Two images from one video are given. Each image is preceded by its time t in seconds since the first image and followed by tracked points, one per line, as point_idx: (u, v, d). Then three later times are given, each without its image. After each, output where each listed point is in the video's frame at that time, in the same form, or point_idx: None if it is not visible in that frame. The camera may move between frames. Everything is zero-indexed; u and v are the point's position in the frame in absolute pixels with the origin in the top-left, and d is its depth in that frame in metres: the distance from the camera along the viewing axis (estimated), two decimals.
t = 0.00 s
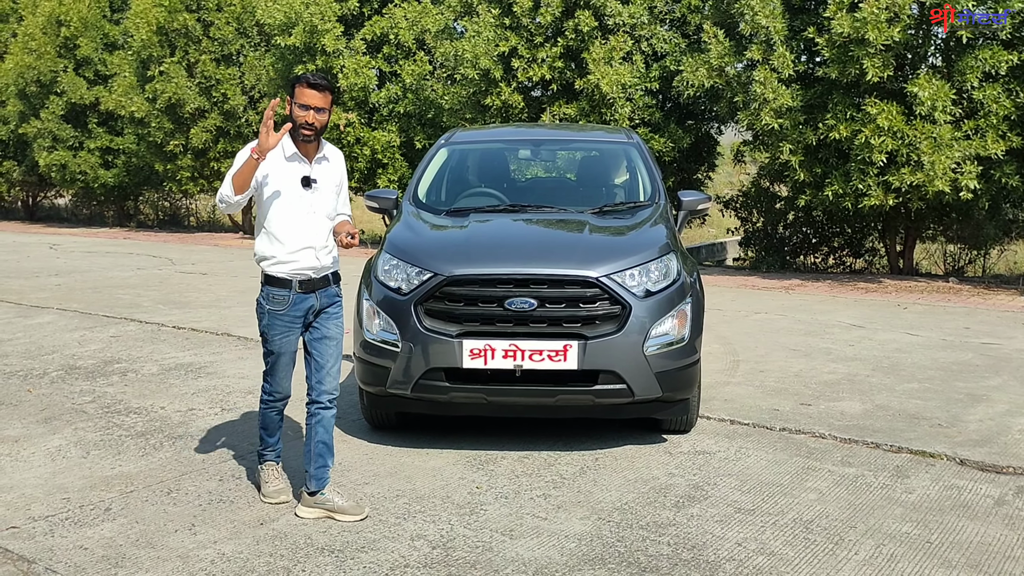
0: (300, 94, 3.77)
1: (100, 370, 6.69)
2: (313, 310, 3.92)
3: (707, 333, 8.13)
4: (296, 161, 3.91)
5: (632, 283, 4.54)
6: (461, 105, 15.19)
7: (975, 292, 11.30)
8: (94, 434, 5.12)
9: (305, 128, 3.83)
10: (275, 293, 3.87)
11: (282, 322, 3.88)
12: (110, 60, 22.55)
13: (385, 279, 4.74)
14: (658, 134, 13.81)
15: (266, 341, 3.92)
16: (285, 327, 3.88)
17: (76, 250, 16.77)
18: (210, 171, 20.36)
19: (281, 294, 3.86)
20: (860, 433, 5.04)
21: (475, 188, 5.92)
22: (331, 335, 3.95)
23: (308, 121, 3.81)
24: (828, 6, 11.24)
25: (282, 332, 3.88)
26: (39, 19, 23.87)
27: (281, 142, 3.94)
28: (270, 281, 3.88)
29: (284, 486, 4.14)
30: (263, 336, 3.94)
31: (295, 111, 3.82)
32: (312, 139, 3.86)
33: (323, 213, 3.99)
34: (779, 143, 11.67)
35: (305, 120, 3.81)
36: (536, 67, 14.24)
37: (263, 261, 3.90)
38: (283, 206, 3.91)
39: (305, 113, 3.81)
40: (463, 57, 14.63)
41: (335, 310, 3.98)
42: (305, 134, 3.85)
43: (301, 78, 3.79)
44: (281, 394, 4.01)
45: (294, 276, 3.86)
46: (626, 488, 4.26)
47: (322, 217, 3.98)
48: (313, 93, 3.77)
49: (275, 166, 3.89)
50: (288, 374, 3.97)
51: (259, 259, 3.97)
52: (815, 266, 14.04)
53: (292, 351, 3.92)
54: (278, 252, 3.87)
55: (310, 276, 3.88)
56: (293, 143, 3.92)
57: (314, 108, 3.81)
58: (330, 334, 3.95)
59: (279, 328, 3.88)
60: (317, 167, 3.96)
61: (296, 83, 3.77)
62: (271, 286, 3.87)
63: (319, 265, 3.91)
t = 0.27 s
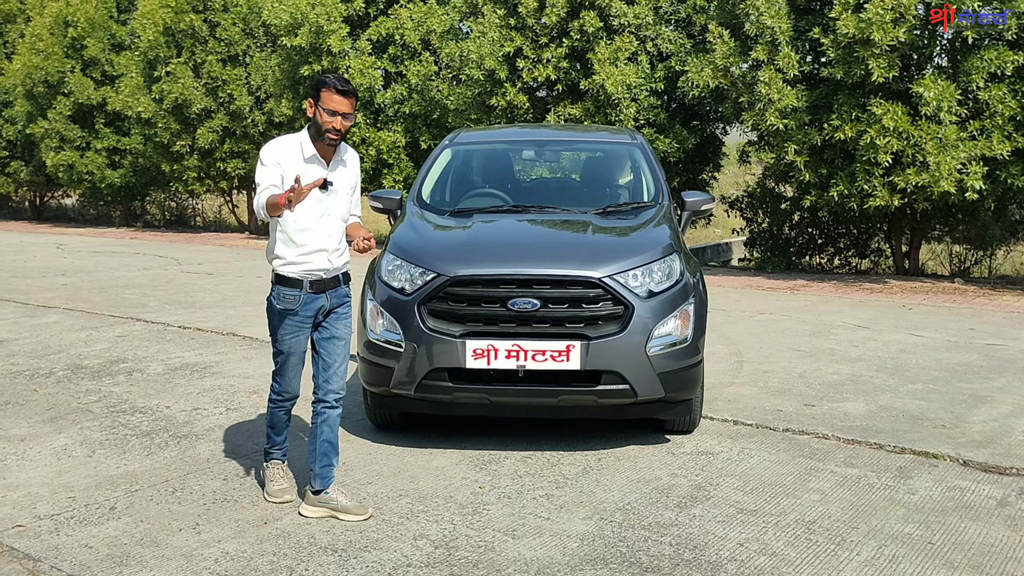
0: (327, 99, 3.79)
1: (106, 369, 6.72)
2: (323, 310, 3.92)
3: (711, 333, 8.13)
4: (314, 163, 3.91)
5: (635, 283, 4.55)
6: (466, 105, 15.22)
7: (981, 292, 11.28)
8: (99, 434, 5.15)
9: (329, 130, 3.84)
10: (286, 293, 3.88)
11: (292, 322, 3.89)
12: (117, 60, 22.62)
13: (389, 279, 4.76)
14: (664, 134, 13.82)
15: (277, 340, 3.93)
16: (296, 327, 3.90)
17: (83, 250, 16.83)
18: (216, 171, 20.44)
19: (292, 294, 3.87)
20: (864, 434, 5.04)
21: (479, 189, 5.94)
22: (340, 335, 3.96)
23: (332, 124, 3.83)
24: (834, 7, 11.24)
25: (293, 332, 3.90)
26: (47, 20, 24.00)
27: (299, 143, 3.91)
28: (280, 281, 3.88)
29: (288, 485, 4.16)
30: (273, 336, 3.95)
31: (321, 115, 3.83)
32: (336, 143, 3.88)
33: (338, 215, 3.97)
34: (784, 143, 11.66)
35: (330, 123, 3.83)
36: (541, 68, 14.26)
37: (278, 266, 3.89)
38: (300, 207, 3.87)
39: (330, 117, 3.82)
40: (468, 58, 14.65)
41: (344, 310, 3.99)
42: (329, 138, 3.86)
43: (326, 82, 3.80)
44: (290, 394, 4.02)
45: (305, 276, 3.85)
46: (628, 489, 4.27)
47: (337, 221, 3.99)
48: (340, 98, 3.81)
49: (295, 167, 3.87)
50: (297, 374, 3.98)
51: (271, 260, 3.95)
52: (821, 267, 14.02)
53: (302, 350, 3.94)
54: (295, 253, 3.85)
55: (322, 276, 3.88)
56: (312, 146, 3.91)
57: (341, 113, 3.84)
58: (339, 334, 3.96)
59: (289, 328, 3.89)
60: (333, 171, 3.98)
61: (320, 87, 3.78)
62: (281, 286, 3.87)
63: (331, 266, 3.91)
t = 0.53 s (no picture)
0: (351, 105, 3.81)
1: (113, 369, 6.75)
2: (330, 312, 3.93)
3: (717, 334, 8.13)
4: (325, 166, 3.88)
5: (639, 284, 4.55)
6: (472, 105, 15.25)
7: (988, 293, 11.25)
8: (105, 434, 5.17)
9: (348, 137, 3.85)
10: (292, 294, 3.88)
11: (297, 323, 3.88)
12: (124, 61, 22.69)
13: (393, 279, 4.77)
14: (669, 135, 13.82)
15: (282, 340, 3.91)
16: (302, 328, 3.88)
17: (91, 250, 16.91)
18: (223, 172, 20.51)
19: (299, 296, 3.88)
20: (868, 435, 5.04)
21: (484, 189, 5.94)
22: (346, 336, 3.96)
23: (356, 132, 3.84)
24: (840, 6, 11.22)
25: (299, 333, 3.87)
26: (55, 21, 24.12)
27: (309, 146, 3.84)
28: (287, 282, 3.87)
29: (293, 485, 4.17)
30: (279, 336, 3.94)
31: (346, 122, 3.83)
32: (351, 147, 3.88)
33: (344, 212, 4.02)
34: (790, 144, 11.65)
35: (351, 132, 3.84)
36: (547, 68, 14.28)
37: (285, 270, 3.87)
38: (314, 212, 3.87)
39: (353, 125, 3.82)
40: (474, 58, 14.67)
41: (350, 311, 4.01)
42: (344, 142, 3.86)
43: (346, 92, 3.81)
44: (295, 394, 4.02)
45: (313, 278, 3.86)
46: (631, 489, 4.27)
47: (342, 220, 4.00)
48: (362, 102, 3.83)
49: (308, 171, 3.83)
50: (302, 375, 3.98)
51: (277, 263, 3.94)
52: (827, 267, 14.00)
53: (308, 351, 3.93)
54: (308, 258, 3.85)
55: (328, 277, 3.90)
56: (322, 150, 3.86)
57: (361, 117, 3.85)
58: (345, 335, 3.96)
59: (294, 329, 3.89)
60: (341, 171, 3.97)
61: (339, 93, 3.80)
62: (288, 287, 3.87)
63: (337, 267, 3.95)
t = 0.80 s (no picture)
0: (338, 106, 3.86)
1: (118, 369, 6.78)
2: (322, 312, 3.93)
3: (721, 335, 8.13)
4: (315, 164, 3.89)
5: (641, 285, 4.55)
6: (477, 106, 15.27)
7: (994, 293, 11.22)
8: (109, 434, 5.20)
9: (337, 137, 3.88)
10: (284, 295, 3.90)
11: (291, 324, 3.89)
12: (132, 62, 22.78)
13: (396, 281, 4.78)
14: (675, 135, 13.82)
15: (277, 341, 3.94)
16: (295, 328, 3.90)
17: (98, 250, 16.97)
18: (229, 172, 20.57)
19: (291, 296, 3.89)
20: (871, 436, 5.03)
21: (488, 190, 5.95)
22: (340, 336, 3.97)
23: (343, 133, 3.88)
24: (846, 6, 11.20)
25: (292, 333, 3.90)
26: (63, 22, 24.22)
27: (298, 146, 3.87)
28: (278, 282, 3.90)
29: (294, 486, 4.18)
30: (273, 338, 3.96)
31: (334, 122, 3.86)
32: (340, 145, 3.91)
33: (338, 210, 4.02)
34: (795, 144, 11.63)
35: (338, 132, 3.87)
36: (553, 69, 14.28)
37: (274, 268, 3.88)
38: (305, 210, 3.88)
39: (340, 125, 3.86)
40: (479, 59, 14.68)
41: (343, 311, 4.02)
42: (332, 141, 3.89)
43: (332, 93, 3.85)
44: (293, 395, 4.04)
45: (304, 277, 3.88)
46: (632, 491, 4.27)
47: (335, 218, 4.01)
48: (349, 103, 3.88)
49: (297, 171, 3.85)
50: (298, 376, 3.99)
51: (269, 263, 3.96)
52: (834, 267, 13.97)
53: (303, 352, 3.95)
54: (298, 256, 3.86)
55: (320, 276, 3.91)
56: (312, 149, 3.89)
57: (348, 117, 3.89)
58: (339, 335, 3.98)
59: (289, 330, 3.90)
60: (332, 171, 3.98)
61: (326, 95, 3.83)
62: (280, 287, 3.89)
63: (329, 266, 3.95)
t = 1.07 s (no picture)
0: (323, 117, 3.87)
1: (122, 370, 6.81)
2: (314, 312, 3.98)
3: (724, 335, 8.12)
4: (303, 174, 3.92)
5: (642, 287, 4.56)
6: (482, 106, 15.30)
7: (1000, 294, 11.19)
8: (113, 434, 5.22)
9: (322, 148, 3.91)
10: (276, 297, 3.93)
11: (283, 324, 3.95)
12: (139, 63, 22.86)
13: (397, 282, 4.79)
14: (680, 135, 13.82)
15: (270, 342, 4.01)
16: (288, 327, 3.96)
17: (105, 251, 17.03)
18: (235, 172, 20.63)
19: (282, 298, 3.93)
20: (873, 438, 5.02)
21: (490, 191, 5.96)
22: (331, 333, 4.00)
23: (326, 142, 3.90)
24: (851, 6, 11.17)
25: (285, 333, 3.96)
26: (70, 23, 24.31)
27: (283, 156, 3.88)
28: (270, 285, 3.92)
29: (293, 487, 4.21)
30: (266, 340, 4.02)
31: (316, 133, 3.89)
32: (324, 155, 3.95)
33: (323, 215, 4.09)
34: (800, 144, 11.61)
35: (323, 142, 3.90)
36: (557, 69, 14.29)
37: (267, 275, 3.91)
38: (296, 220, 3.93)
39: (324, 135, 3.88)
40: (484, 59, 14.70)
41: (333, 310, 4.06)
42: (317, 151, 3.92)
43: (318, 103, 3.87)
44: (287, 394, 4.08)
45: (297, 279, 3.92)
46: (633, 492, 4.27)
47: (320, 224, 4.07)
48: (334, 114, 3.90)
49: (287, 182, 3.88)
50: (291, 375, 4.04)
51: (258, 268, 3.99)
52: (840, 268, 13.94)
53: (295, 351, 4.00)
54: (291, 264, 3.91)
55: (311, 278, 3.97)
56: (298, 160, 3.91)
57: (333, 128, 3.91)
58: (330, 332, 4.01)
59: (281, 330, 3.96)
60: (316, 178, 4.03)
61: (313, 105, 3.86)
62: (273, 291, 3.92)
63: (318, 269, 4.01)
